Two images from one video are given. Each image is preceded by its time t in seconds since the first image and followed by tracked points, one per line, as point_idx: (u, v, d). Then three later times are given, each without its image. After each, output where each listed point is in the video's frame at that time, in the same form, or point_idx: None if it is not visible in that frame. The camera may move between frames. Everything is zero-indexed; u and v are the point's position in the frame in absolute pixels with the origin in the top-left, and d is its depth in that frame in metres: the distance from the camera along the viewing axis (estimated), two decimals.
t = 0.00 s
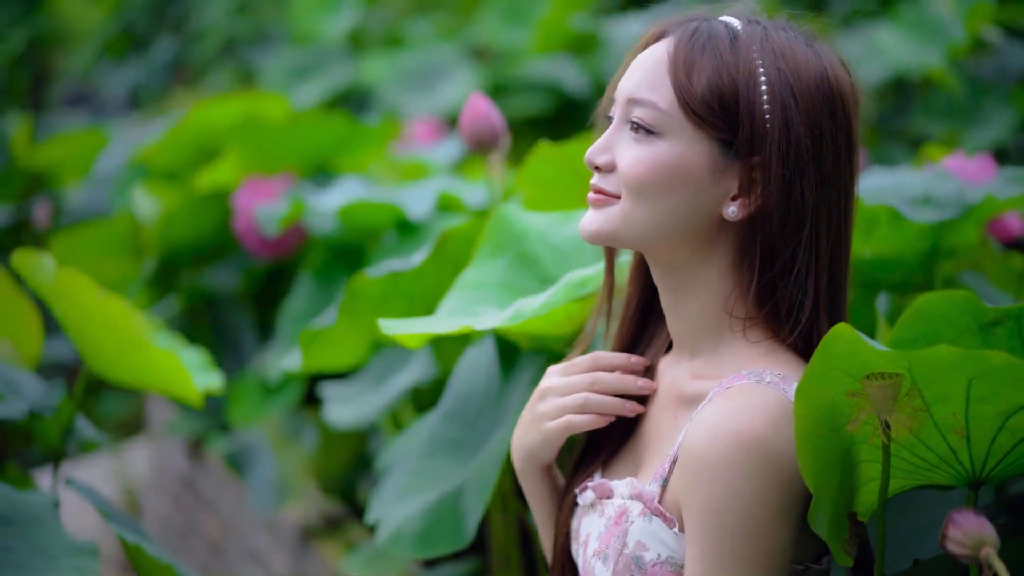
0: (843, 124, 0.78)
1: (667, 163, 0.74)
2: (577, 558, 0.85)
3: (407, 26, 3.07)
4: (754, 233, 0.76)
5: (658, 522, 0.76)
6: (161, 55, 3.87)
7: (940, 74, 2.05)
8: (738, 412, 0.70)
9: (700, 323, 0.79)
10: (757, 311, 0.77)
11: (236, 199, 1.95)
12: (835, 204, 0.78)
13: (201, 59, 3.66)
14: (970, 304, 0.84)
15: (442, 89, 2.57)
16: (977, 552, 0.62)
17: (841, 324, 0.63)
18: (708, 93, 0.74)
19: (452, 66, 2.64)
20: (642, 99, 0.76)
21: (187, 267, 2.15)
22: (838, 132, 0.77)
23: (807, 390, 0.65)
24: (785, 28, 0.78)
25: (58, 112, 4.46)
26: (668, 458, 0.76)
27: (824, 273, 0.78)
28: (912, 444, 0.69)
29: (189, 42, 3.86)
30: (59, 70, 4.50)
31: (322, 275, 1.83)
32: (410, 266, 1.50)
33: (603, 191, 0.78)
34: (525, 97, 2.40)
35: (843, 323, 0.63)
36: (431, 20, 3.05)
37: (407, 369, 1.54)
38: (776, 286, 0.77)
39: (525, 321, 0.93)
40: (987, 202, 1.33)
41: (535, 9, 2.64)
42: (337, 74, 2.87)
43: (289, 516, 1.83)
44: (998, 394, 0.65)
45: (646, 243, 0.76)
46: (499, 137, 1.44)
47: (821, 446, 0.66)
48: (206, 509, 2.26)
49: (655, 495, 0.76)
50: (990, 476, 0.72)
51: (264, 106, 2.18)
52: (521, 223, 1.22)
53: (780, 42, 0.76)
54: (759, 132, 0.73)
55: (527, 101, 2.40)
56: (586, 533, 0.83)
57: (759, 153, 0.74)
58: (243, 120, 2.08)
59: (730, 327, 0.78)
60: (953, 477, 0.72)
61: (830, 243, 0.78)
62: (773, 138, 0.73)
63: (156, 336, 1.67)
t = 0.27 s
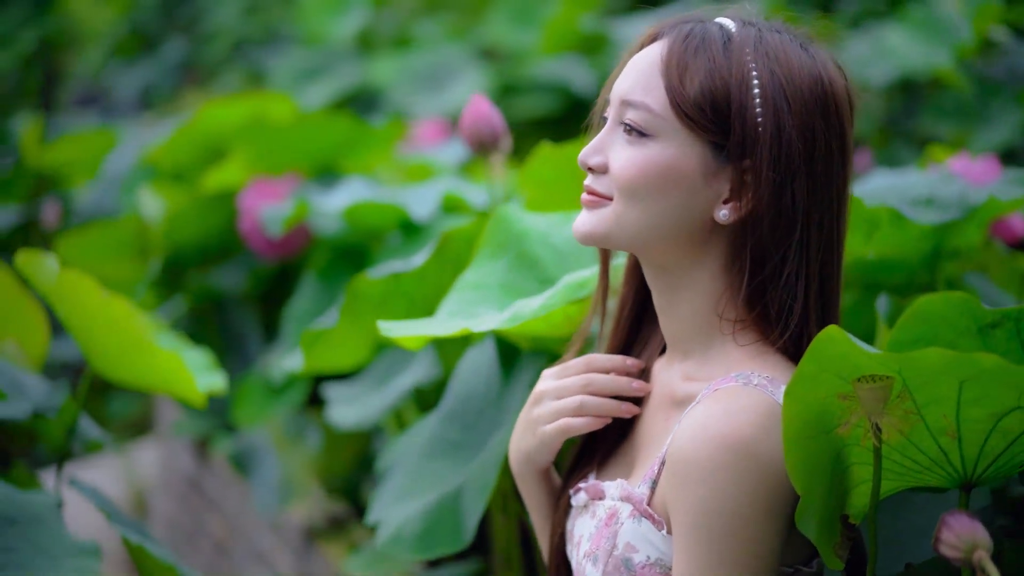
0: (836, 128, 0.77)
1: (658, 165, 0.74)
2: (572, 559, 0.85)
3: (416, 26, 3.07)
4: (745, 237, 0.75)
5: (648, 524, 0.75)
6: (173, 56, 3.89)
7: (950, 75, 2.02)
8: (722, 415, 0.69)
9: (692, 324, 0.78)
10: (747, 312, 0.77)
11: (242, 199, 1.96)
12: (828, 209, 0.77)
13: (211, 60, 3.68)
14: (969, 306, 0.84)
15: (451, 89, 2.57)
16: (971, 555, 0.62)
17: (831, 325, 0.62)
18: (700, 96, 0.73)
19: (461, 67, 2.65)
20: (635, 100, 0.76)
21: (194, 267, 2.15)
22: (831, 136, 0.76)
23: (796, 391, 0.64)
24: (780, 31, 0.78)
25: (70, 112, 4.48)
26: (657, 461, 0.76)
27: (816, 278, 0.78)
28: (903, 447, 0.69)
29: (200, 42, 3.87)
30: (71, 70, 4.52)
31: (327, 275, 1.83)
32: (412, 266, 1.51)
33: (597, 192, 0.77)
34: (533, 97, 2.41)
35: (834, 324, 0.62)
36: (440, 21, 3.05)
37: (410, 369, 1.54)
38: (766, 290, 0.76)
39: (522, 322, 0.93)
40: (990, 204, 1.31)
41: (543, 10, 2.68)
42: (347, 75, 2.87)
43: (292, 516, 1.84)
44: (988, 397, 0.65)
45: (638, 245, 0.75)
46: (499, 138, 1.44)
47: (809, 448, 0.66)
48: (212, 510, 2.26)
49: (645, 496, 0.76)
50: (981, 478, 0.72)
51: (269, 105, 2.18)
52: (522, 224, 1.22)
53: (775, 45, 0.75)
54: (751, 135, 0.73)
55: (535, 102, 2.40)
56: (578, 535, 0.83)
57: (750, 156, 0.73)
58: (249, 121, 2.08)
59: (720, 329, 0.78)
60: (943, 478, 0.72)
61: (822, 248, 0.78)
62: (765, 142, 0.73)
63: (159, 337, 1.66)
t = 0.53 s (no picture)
0: (830, 131, 0.76)
1: (649, 166, 0.73)
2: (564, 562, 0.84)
3: (424, 27, 3.07)
4: (735, 240, 0.74)
5: (636, 525, 0.74)
6: (183, 56, 3.91)
7: (957, 75, 2.00)
8: (709, 415, 0.68)
9: (682, 325, 0.78)
10: (737, 313, 0.76)
11: (247, 199, 1.95)
12: (821, 213, 0.76)
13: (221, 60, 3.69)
14: (968, 308, 0.84)
15: (458, 90, 2.57)
16: (963, 556, 0.62)
17: (820, 327, 0.61)
18: (692, 98, 0.73)
19: (469, 67, 2.65)
20: (627, 102, 0.76)
21: (199, 267, 2.15)
22: (825, 139, 0.75)
23: (785, 392, 0.63)
24: (775, 32, 0.77)
25: (80, 112, 4.50)
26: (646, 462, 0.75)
27: (807, 282, 0.77)
28: (894, 448, 0.69)
29: (210, 43, 3.89)
30: (80, 70, 4.54)
31: (331, 277, 1.83)
32: (413, 267, 1.49)
33: (589, 193, 0.77)
34: (540, 97, 2.41)
35: (823, 326, 0.61)
36: (448, 22, 3.05)
37: (413, 369, 1.54)
38: (757, 294, 0.76)
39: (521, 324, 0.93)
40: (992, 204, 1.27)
41: (550, 11, 2.68)
42: (355, 75, 2.87)
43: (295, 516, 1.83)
44: (980, 399, 0.64)
45: (629, 246, 0.75)
46: (500, 139, 1.44)
47: (798, 449, 0.65)
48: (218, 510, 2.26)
49: (633, 497, 0.75)
50: (973, 479, 0.71)
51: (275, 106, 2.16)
52: (522, 224, 1.22)
53: (769, 46, 0.74)
54: (743, 137, 0.72)
55: (542, 102, 2.41)
56: (569, 536, 0.82)
57: (742, 159, 0.73)
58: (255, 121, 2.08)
59: (710, 330, 0.77)
60: (935, 479, 0.72)
61: (814, 252, 0.77)
62: (756, 144, 0.72)
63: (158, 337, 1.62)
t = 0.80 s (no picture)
0: (822, 133, 0.76)
1: (641, 167, 0.73)
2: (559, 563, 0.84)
3: (433, 26, 3.06)
4: (726, 242, 0.74)
5: (626, 526, 0.74)
6: (195, 56, 3.92)
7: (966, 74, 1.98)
8: (696, 416, 0.67)
9: (673, 326, 0.78)
10: (727, 314, 0.76)
11: (254, 198, 1.95)
12: (812, 215, 0.76)
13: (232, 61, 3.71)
14: (967, 309, 0.83)
15: (467, 90, 2.56)
16: (956, 558, 0.62)
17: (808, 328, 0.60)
18: (684, 99, 0.73)
19: (478, 67, 2.64)
20: (619, 103, 0.75)
21: (206, 268, 2.16)
22: (817, 141, 0.75)
23: (773, 393, 0.63)
24: (769, 33, 0.76)
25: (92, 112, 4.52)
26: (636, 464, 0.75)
27: (798, 285, 0.76)
28: (886, 449, 0.68)
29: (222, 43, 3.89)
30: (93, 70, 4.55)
31: (337, 278, 1.83)
32: (415, 268, 1.48)
33: (581, 193, 0.77)
34: (550, 98, 2.42)
35: (810, 327, 0.60)
36: (458, 22, 3.04)
37: (417, 371, 1.54)
38: (748, 297, 0.75)
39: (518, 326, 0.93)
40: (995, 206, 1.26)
41: (560, 11, 2.68)
42: (365, 75, 2.87)
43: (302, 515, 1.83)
44: (971, 400, 0.63)
45: (621, 246, 0.75)
46: (501, 138, 1.44)
47: (786, 450, 0.65)
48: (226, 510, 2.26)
49: (623, 498, 0.75)
50: (964, 480, 0.71)
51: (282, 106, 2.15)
52: (522, 225, 1.22)
53: (762, 48, 0.74)
54: (734, 140, 0.72)
55: (551, 102, 2.41)
56: (563, 537, 0.81)
57: (733, 161, 0.72)
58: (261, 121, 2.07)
59: (701, 331, 0.77)
60: (927, 480, 0.71)
61: (805, 255, 0.76)
62: (747, 147, 0.72)
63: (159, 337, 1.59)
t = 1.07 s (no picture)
0: (814, 135, 0.75)
1: (633, 170, 0.73)
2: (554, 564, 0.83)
3: (441, 27, 3.06)
4: (718, 245, 0.74)
5: (620, 527, 0.74)
6: (204, 56, 3.93)
7: (976, 74, 1.97)
8: (689, 418, 0.67)
9: (667, 328, 0.78)
10: (720, 316, 0.75)
11: (259, 199, 1.94)
12: (804, 217, 0.76)
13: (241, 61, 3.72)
14: (967, 310, 0.83)
15: (474, 91, 2.56)
16: (948, 561, 0.62)
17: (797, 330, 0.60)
18: (676, 101, 0.73)
19: (486, 68, 2.64)
20: (612, 105, 0.75)
21: (211, 268, 2.15)
22: (809, 143, 0.75)
23: (763, 394, 0.62)
24: (762, 34, 0.76)
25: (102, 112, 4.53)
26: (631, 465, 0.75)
27: (791, 287, 0.76)
28: (879, 451, 0.68)
29: (232, 43, 3.90)
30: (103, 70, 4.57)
31: (340, 279, 1.83)
32: (416, 269, 1.48)
33: (574, 195, 0.77)
34: (555, 99, 2.42)
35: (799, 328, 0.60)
36: (465, 22, 3.04)
37: (420, 372, 1.53)
38: (740, 299, 0.75)
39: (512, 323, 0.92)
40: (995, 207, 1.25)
41: (569, 11, 2.67)
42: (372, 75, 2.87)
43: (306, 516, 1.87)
44: (962, 402, 0.63)
45: (614, 249, 0.75)
46: (502, 139, 1.44)
47: (777, 451, 0.64)
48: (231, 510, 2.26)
49: (617, 500, 0.75)
50: (957, 481, 0.70)
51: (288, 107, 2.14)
52: (523, 227, 1.22)
53: (754, 49, 0.74)
54: (726, 142, 0.72)
55: (557, 103, 2.41)
56: (557, 539, 0.81)
57: (725, 163, 0.72)
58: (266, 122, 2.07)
59: (694, 334, 0.77)
60: (920, 481, 0.70)
61: (797, 257, 0.76)
62: (739, 149, 0.72)
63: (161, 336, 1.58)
